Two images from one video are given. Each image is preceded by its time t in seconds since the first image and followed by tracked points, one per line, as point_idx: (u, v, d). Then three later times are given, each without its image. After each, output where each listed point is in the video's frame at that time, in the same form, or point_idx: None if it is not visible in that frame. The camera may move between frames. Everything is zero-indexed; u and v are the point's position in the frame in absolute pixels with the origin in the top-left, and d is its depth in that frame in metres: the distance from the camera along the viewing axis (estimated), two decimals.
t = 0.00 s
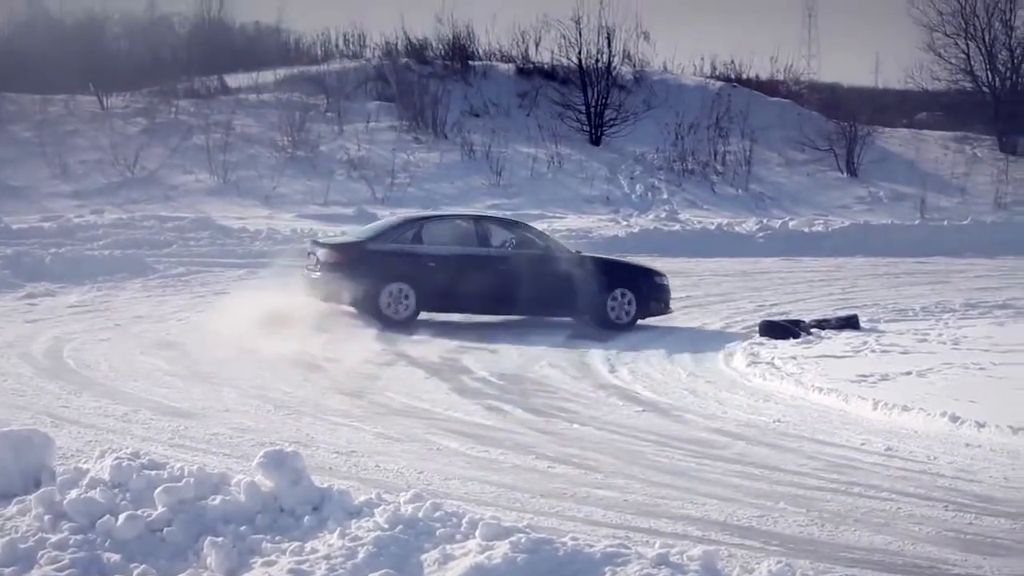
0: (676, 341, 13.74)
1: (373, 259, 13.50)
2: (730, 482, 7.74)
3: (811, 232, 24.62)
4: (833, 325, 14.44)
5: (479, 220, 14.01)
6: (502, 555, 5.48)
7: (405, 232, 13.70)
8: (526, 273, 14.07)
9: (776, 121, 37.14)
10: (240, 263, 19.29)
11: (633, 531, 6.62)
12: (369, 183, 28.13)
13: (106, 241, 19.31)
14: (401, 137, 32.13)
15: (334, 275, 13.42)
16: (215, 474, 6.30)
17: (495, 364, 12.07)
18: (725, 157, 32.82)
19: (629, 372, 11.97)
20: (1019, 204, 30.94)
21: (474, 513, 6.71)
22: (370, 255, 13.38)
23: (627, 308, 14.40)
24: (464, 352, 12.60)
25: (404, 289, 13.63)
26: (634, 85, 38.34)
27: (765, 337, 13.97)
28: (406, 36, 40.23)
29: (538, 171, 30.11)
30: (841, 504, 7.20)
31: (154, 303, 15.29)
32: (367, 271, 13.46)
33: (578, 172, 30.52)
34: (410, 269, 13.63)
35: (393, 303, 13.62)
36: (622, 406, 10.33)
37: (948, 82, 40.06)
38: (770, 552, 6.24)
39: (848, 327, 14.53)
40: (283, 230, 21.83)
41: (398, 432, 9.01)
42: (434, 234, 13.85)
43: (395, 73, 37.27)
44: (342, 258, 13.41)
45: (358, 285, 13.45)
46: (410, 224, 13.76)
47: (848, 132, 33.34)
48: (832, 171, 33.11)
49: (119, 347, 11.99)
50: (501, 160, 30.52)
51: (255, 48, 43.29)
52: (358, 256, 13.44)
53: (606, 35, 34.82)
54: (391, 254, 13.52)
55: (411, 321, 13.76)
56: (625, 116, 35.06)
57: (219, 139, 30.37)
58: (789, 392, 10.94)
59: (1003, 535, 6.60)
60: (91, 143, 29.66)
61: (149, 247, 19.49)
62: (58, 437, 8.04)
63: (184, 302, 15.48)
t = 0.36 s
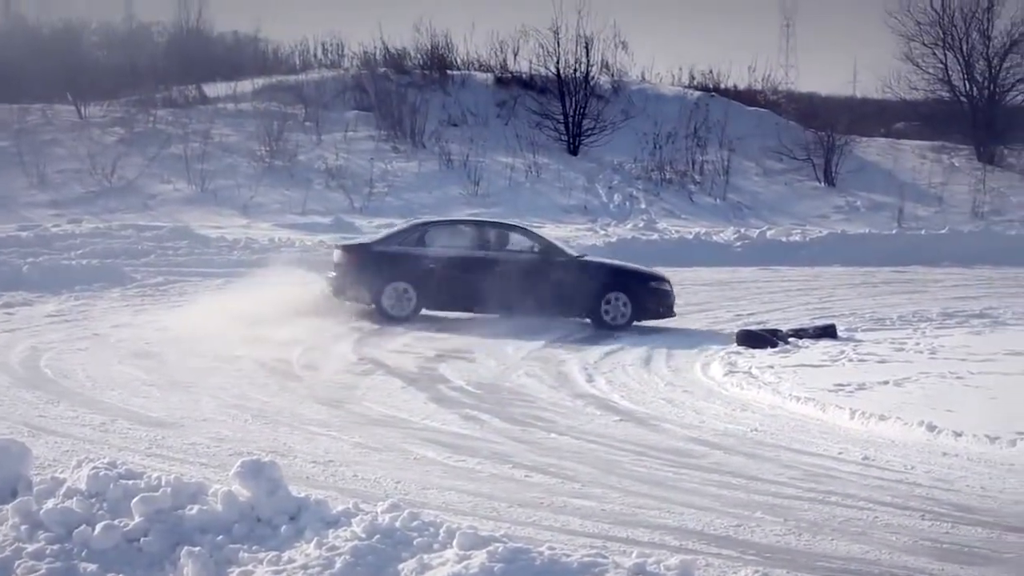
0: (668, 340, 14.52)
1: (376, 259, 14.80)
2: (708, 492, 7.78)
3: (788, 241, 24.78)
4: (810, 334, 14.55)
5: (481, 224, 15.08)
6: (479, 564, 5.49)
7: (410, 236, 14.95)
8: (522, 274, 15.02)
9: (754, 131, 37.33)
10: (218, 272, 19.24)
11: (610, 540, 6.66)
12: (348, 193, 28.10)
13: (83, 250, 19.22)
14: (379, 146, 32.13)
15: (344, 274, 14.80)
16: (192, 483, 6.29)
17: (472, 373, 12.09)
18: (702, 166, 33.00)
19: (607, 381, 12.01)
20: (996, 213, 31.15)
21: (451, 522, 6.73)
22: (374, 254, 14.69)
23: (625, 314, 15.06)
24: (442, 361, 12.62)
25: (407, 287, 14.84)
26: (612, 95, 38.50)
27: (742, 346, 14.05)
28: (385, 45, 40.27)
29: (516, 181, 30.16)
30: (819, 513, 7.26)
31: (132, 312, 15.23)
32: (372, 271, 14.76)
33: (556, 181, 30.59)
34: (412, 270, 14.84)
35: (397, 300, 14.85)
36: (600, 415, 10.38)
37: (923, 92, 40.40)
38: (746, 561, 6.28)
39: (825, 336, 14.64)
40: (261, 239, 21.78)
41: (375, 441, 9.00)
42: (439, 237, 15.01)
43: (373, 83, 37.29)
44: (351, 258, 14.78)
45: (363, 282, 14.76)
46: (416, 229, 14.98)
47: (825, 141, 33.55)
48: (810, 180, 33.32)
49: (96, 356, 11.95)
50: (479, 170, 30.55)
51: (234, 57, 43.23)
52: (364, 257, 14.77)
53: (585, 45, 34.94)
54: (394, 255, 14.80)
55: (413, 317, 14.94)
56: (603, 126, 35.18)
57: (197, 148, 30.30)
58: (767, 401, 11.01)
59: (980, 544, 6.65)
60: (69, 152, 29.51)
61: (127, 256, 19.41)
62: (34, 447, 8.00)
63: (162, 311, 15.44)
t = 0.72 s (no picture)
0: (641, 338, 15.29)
1: (373, 258, 16.44)
2: (663, 497, 7.88)
3: (743, 247, 25.04)
4: (765, 340, 14.73)
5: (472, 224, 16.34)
6: (434, 570, 5.54)
7: (406, 238, 16.47)
8: (506, 272, 16.01)
9: (708, 136, 37.65)
10: (172, 277, 19.11)
11: (565, 546, 6.72)
12: (303, 199, 27.98)
13: (36, 256, 19.03)
14: (335, 152, 32.04)
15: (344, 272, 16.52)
16: (147, 489, 6.29)
17: (428, 379, 12.11)
18: (657, 172, 33.27)
19: (563, 387, 12.09)
20: (948, 219, 31.60)
21: (406, 528, 6.76)
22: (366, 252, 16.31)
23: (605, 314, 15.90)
24: (398, 367, 12.64)
25: (397, 284, 16.29)
26: (567, 101, 38.68)
27: (698, 352, 14.20)
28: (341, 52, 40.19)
29: (471, 187, 30.21)
30: (773, 518, 7.37)
31: (85, 318, 15.10)
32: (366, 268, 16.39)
33: (511, 187, 30.67)
34: (402, 267, 16.29)
35: (389, 296, 16.31)
36: (556, 421, 10.45)
37: (875, 100, 40.97)
38: (701, 566, 6.38)
39: (780, 342, 14.82)
40: (216, 245, 21.66)
41: (331, 447, 9.00)
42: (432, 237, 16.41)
43: (328, 89, 37.19)
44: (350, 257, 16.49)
45: (360, 278, 16.40)
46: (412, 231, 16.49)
47: (779, 148, 33.92)
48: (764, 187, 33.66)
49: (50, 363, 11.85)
50: (435, 176, 30.55)
51: (188, 63, 42.95)
52: (360, 256, 16.45)
53: (540, 51, 35.09)
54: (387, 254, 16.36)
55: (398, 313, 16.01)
56: (558, 132, 35.34)
57: (151, 154, 30.07)
58: (722, 407, 11.14)
59: (932, 549, 6.77)
60: (22, 158, 29.17)
61: (81, 262, 19.24)
62: None
63: (117, 317, 15.33)
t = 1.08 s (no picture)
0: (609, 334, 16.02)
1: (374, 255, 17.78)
2: (613, 500, 7.97)
3: (695, 250, 25.32)
4: (716, 343, 14.92)
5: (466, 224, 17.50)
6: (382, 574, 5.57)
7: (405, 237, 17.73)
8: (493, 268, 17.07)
9: (659, 139, 37.90)
10: (122, 280, 18.94)
11: (514, 549, 6.79)
12: (255, 202, 27.83)
13: None
14: (286, 155, 31.89)
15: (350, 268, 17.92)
16: (96, 493, 6.27)
17: (379, 383, 12.12)
18: (608, 175, 33.51)
19: (513, 390, 12.15)
20: (898, 223, 32.08)
21: (357, 532, 6.79)
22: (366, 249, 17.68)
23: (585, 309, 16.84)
24: (349, 370, 12.65)
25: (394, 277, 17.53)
26: (518, 104, 38.81)
27: (649, 355, 14.34)
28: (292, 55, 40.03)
29: (422, 190, 30.19)
30: (724, 520, 7.47)
31: (33, 321, 14.94)
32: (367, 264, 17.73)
33: (462, 190, 30.72)
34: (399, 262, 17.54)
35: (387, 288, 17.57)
36: (506, 424, 10.52)
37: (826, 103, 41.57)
38: (652, 569, 6.47)
39: (731, 345, 15.02)
40: (166, 247, 21.50)
41: (281, 451, 9.00)
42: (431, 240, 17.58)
43: (280, 91, 37.01)
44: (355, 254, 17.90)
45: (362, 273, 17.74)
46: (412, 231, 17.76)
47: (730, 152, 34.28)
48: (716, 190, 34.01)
49: None
50: (386, 179, 30.52)
51: (138, 66, 42.58)
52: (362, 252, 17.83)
53: (491, 54, 35.21)
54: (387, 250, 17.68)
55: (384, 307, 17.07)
56: (508, 135, 35.46)
57: (101, 157, 29.77)
58: (672, 409, 11.28)
59: (882, 551, 6.85)
60: None
61: (30, 264, 19.03)
62: None
63: (66, 320, 15.19)
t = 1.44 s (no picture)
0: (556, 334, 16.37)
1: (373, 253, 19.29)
2: (551, 502, 8.08)
3: (634, 252, 25.63)
4: (655, 344, 15.13)
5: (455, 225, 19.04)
6: None
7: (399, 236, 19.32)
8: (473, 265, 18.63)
9: (597, 142, 38.16)
10: (57, 282, 18.71)
11: (453, 551, 6.88)
12: (193, 204, 27.59)
13: None
14: (224, 157, 31.63)
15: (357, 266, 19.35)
16: (32, 497, 6.27)
17: (317, 385, 12.12)
18: (547, 177, 33.73)
19: (451, 392, 12.22)
20: (835, 224, 32.62)
21: (295, 534, 6.83)
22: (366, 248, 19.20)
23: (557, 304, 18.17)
24: (287, 373, 12.64)
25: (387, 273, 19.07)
26: (457, 106, 38.88)
27: (588, 357, 14.50)
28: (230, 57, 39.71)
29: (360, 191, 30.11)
30: (662, 522, 7.60)
31: None
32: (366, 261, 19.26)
33: (401, 192, 30.70)
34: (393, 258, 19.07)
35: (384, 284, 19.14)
36: (444, 426, 10.59)
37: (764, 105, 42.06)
38: (590, 571, 6.59)
39: (669, 346, 15.22)
40: (102, 250, 21.26)
41: (219, 453, 8.99)
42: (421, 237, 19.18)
43: (218, 93, 36.70)
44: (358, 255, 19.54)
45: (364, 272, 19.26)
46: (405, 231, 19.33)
47: (669, 155, 34.68)
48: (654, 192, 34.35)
49: None
50: (324, 181, 30.41)
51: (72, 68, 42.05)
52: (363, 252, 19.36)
53: (430, 57, 35.26)
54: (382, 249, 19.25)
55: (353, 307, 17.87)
56: (447, 137, 35.51)
57: (37, 159, 29.36)
58: (611, 411, 11.42)
59: (820, 552, 6.95)
60: None
61: None
62: None
63: None
